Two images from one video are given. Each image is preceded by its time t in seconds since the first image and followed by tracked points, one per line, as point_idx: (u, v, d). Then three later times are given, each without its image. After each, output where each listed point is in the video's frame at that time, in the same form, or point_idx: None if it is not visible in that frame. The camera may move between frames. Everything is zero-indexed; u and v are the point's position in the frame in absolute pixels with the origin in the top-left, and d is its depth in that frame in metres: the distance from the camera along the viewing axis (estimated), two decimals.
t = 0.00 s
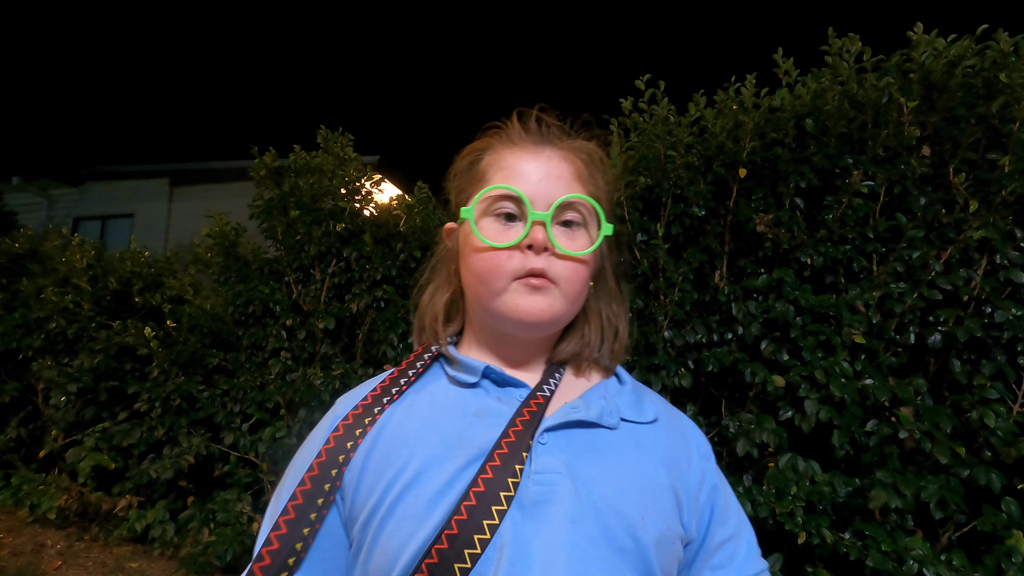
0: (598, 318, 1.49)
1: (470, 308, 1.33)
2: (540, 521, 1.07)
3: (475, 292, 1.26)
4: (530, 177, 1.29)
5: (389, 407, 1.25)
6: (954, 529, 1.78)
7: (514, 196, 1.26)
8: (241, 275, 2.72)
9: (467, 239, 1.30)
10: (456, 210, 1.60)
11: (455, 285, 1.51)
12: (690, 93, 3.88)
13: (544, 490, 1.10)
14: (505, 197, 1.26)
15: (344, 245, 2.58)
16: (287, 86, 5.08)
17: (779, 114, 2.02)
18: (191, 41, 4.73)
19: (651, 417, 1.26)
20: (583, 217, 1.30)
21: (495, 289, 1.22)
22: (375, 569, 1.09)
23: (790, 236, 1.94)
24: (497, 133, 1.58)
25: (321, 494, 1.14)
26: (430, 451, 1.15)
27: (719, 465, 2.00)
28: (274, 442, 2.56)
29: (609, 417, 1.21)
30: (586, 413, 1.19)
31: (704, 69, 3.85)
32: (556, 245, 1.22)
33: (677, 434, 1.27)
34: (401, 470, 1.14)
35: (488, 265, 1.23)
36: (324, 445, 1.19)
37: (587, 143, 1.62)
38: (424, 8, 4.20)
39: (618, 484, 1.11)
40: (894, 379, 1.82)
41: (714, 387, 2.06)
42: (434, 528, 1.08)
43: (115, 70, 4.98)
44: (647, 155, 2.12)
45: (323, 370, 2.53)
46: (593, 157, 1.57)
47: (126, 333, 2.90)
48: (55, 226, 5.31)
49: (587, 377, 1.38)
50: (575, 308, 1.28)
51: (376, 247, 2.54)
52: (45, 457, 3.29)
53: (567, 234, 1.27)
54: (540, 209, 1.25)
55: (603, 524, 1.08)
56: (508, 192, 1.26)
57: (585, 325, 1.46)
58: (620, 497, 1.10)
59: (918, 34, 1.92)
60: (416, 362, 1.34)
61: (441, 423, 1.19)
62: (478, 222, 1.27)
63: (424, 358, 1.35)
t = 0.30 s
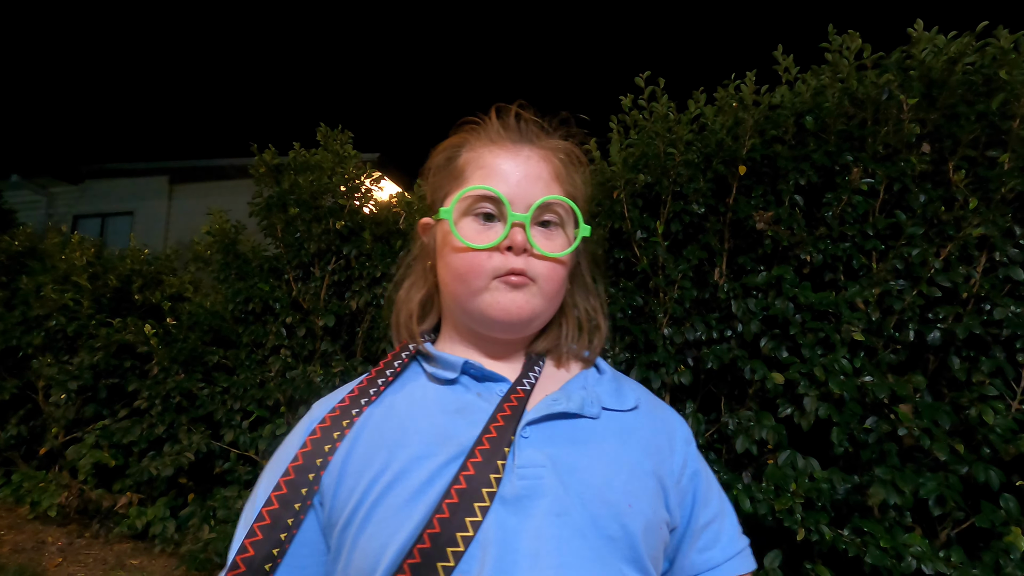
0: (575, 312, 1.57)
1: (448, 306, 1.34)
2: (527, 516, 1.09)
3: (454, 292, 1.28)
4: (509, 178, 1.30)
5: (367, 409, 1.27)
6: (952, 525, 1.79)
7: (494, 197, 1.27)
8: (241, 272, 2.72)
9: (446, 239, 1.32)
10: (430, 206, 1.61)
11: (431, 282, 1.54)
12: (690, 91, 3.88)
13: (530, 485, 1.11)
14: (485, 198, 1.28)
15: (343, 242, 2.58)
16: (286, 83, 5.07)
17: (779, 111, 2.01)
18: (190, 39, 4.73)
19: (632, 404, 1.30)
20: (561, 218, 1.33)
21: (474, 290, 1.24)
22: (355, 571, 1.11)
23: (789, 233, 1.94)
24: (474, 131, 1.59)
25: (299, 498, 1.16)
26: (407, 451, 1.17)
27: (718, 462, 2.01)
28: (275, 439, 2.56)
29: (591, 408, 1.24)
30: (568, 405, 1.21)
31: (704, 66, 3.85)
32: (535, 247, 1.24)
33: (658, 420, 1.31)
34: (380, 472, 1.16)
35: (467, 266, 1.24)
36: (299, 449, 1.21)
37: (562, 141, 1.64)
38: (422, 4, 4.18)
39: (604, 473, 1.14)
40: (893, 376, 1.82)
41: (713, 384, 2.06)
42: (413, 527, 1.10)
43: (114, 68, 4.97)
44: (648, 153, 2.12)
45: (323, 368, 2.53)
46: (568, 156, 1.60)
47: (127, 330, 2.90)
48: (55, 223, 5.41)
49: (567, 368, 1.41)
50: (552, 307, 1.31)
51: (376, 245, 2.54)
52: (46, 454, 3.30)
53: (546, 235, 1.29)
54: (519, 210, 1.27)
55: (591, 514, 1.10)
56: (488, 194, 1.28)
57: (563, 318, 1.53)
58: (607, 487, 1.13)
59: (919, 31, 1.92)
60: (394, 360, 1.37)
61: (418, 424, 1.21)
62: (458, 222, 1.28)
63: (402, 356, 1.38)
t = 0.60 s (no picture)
0: (569, 308, 1.58)
1: (439, 299, 1.34)
2: (516, 512, 1.09)
3: (446, 286, 1.28)
4: (503, 172, 1.30)
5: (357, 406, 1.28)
6: (956, 524, 1.78)
7: (488, 190, 1.27)
8: (244, 271, 2.73)
9: (439, 232, 1.32)
10: (422, 199, 1.60)
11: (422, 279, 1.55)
12: (693, 88, 3.88)
13: (518, 481, 1.12)
14: (479, 191, 1.28)
15: (346, 241, 2.59)
16: (289, 82, 5.08)
17: (782, 108, 2.00)
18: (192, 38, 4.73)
19: (623, 399, 1.31)
20: (555, 213, 1.33)
21: (466, 285, 1.24)
22: (342, 571, 1.12)
23: (793, 231, 1.93)
24: (470, 123, 1.58)
25: (301, 496, 1.16)
26: (394, 449, 1.18)
27: (722, 461, 2.01)
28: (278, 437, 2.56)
29: (581, 403, 1.25)
30: (558, 401, 1.22)
31: (707, 63, 3.84)
32: (528, 242, 1.24)
33: (649, 415, 1.32)
34: (368, 469, 1.17)
35: (459, 260, 1.24)
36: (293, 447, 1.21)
37: (559, 136, 1.64)
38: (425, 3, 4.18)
39: (594, 469, 1.15)
40: (897, 374, 1.81)
41: (717, 382, 2.06)
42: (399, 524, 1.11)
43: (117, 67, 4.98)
44: (650, 150, 2.12)
45: (326, 366, 2.53)
46: (564, 150, 1.60)
47: (130, 329, 2.90)
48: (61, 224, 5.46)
49: (559, 365, 1.42)
50: (545, 304, 1.31)
51: (379, 243, 2.54)
52: (51, 452, 3.32)
53: (540, 231, 1.29)
54: (513, 204, 1.27)
55: (582, 511, 1.11)
56: (482, 187, 1.27)
57: (557, 315, 1.54)
58: (597, 483, 1.14)
59: (922, 28, 1.91)
60: (385, 355, 1.39)
61: (406, 421, 1.21)
62: (451, 215, 1.28)
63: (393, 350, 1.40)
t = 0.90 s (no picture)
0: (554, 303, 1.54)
1: (442, 294, 1.30)
2: (501, 509, 1.04)
3: (457, 283, 1.25)
4: (516, 168, 1.30)
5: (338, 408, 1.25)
6: (975, 528, 1.75)
7: (504, 187, 1.26)
8: (255, 273, 2.75)
9: (448, 228, 1.28)
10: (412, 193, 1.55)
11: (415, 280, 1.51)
12: (703, 88, 3.86)
13: (503, 477, 1.06)
14: (495, 187, 1.26)
15: (357, 242, 2.60)
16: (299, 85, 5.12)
17: (795, 107, 1.98)
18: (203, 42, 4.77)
19: (610, 392, 1.27)
20: (561, 210, 1.35)
21: (481, 282, 1.22)
22: None
23: (806, 230, 1.91)
24: (468, 116, 1.55)
25: (274, 503, 1.12)
26: (374, 449, 1.13)
27: (734, 463, 1.99)
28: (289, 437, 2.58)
29: (567, 397, 1.20)
30: (543, 394, 1.17)
31: (717, 62, 3.83)
32: (543, 238, 1.25)
33: (638, 407, 1.27)
34: (347, 471, 1.12)
35: (474, 256, 1.22)
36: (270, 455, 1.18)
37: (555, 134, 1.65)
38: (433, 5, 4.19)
39: (581, 461, 1.10)
40: (913, 375, 1.79)
41: (729, 384, 2.04)
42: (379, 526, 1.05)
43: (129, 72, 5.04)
44: (660, 150, 2.11)
45: (337, 367, 2.55)
46: (561, 149, 1.61)
47: (144, 330, 2.93)
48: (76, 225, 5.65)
49: (548, 358, 1.38)
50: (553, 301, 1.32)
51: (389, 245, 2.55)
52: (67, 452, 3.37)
53: (550, 227, 1.30)
54: (527, 201, 1.27)
55: (571, 506, 1.05)
56: (498, 182, 1.26)
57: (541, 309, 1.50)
58: (586, 477, 1.08)
59: (937, 24, 1.89)
60: (368, 357, 1.37)
61: (387, 420, 1.17)
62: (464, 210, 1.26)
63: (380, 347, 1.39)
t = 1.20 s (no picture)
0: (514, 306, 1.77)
1: (428, 295, 1.41)
2: (480, 515, 1.16)
3: (445, 282, 1.36)
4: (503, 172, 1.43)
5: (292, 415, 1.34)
6: (996, 532, 1.72)
7: (495, 187, 1.39)
8: (270, 274, 2.79)
9: (438, 225, 1.37)
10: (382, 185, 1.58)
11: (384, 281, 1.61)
12: (717, 86, 3.84)
13: (482, 484, 1.20)
14: (486, 187, 1.39)
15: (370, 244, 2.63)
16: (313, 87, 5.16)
17: (809, 104, 1.96)
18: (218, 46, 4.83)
19: (580, 396, 1.43)
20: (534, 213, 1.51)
21: (469, 281, 1.34)
22: None
23: (822, 229, 1.89)
24: (445, 110, 1.60)
25: (221, 501, 1.21)
26: (336, 464, 1.24)
27: (749, 464, 1.98)
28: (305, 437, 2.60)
29: (538, 403, 1.36)
30: (514, 401, 1.33)
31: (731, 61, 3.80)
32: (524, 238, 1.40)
33: (605, 413, 1.44)
34: (308, 484, 1.22)
35: (466, 255, 1.33)
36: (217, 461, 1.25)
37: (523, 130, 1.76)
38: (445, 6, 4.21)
39: (557, 472, 1.25)
40: (932, 376, 1.75)
41: (743, 384, 2.03)
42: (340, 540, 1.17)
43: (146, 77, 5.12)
44: (673, 149, 2.09)
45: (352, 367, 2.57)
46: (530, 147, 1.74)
47: (162, 331, 2.98)
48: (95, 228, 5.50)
49: (516, 357, 1.61)
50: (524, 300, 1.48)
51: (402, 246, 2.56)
52: (87, 451, 3.43)
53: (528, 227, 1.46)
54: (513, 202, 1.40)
55: (548, 511, 1.19)
56: (491, 183, 1.38)
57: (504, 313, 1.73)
58: (561, 483, 1.23)
59: (956, 19, 1.85)
60: (324, 361, 1.48)
61: (349, 437, 1.28)
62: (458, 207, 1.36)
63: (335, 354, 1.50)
